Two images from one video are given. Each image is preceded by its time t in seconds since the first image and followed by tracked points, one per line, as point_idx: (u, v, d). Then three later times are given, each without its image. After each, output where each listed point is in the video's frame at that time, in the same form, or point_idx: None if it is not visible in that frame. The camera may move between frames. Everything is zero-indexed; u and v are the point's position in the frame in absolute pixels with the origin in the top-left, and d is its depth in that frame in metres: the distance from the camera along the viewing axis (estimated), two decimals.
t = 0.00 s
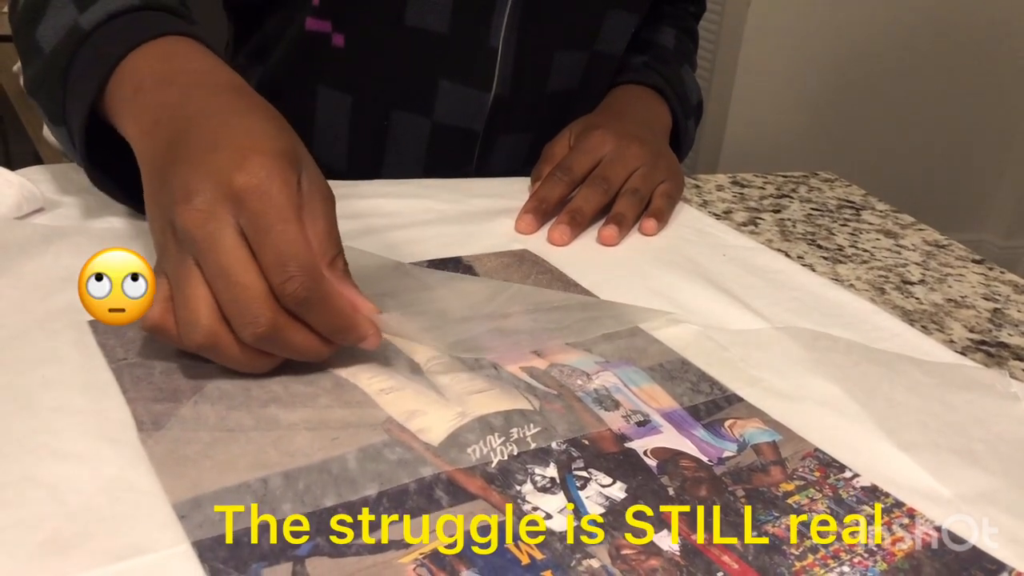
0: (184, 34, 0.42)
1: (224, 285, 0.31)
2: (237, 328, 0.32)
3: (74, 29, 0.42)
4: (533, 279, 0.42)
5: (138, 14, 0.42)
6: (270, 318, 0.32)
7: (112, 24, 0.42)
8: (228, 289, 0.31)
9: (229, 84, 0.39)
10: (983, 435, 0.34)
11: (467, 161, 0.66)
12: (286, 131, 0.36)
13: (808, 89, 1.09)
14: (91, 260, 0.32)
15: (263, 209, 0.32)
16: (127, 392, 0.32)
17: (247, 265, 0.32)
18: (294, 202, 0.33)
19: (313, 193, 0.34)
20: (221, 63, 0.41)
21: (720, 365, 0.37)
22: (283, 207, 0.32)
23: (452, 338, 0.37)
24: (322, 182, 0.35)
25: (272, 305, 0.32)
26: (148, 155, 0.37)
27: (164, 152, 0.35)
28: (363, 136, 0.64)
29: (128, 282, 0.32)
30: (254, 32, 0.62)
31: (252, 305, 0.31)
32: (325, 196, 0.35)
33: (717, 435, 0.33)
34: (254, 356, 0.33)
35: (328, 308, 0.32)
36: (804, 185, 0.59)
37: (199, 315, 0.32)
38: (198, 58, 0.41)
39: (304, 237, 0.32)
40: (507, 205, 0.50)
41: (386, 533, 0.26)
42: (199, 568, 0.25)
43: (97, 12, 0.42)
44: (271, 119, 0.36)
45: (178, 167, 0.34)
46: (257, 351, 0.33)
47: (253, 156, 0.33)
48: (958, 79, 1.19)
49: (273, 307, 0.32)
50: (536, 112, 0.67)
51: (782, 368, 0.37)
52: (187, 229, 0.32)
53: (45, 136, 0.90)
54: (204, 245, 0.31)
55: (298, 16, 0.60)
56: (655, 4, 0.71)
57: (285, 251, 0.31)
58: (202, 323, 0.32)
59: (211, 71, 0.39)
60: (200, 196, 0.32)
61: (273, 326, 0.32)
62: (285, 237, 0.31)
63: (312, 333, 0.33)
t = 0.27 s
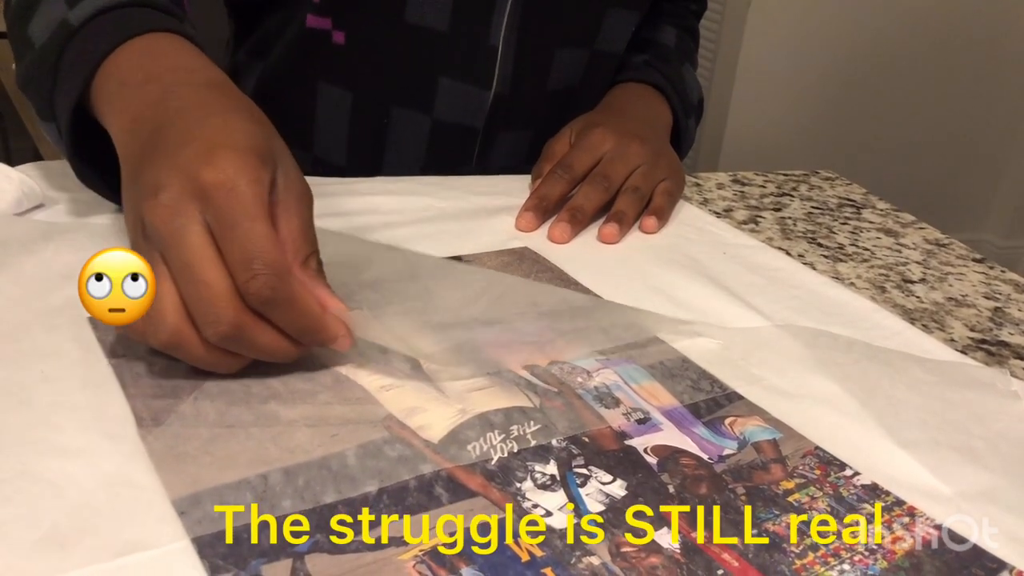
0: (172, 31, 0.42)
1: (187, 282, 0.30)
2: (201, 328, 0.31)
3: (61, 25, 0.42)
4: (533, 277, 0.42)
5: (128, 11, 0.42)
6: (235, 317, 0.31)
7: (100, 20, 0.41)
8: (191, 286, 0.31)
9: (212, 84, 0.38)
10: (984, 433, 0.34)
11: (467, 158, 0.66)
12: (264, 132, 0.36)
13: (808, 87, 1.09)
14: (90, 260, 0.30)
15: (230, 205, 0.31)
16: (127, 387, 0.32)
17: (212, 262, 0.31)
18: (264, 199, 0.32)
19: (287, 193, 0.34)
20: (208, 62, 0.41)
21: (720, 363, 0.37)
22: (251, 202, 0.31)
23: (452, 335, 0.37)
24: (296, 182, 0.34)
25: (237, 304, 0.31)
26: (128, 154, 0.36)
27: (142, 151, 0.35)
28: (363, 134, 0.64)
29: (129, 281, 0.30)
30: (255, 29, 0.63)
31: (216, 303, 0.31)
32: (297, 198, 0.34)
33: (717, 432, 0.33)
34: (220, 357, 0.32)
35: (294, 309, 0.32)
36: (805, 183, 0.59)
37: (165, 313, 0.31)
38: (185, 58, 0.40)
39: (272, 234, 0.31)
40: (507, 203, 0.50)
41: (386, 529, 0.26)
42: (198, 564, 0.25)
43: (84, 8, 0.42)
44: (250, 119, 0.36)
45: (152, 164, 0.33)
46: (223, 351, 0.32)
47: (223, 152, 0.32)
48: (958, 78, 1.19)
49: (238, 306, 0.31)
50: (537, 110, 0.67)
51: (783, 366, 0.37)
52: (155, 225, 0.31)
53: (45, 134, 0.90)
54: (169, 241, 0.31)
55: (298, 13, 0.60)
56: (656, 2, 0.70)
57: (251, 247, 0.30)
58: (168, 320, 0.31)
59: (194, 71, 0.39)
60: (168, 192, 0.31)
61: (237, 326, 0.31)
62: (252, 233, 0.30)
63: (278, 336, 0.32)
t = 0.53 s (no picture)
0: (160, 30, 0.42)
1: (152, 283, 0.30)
2: (166, 331, 0.30)
3: (49, 25, 0.42)
4: (533, 275, 0.42)
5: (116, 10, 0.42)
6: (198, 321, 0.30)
7: (86, 19, 0.41)
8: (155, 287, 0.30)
9: (193, 81, 0.38)
10: (984, 432, 0.34)
11: (467, 156, 0.66)
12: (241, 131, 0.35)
13: (807, 87, 1.09)
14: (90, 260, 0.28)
15: (195, 206, 0.30)
16: (126, 383, 0.32)
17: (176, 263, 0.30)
18: (232, 201, 0.31)
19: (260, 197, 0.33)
20: (191, 61, 0.41)
21: (720, 361, 0.37)
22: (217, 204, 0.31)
23: (452, 332, 0.37)
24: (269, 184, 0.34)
25: (202, 307, 0.30)
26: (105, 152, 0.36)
27: (115, 150, 0.35)
28: (363, 132, 0.64)
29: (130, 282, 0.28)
30: (254, 28, 0.63)
31: (180, 306, 0.30)
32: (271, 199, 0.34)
33: (717, 430, 0.33)
34: (186, 361, 0.31)
35: (260, 313, 0.31)
36: (805, 182, 0.58)
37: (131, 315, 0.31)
38: (167, 56, 0.40)
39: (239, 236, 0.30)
40: (507, 200, 0.50)
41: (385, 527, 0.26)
42: (197, 561, 0.25)
43: (72, 7, 0.41)
44: (225, 118, 0.35)
45: (123, 163, 0.33)
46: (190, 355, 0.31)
47: (192, 152, 0.32)
48: (959, 78, 1.19)
49: (203, 309, 0.30)
50: (537, 108, 0.67)
51: (783, 365, 0.37)
52: (122, 226, 0.31)
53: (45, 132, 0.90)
54: (135, 242, 0.30)
55: (298, 10, 0.60)
56: None
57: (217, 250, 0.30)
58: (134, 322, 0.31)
59: (175, 69, 0.39)
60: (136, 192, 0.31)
61: (201, 329, 0.30)
62: (215, 234, 0.30)
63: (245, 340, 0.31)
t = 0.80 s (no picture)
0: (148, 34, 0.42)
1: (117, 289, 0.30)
2: (132, 338, 0.30)
3: (39, 28, 0.42)
4: (532, 274, 0.42)
5: (107, 14, 0.42)
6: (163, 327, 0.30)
7: (75, 22, 0.41)
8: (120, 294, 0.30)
9: (174, 86, 0.38)
10: (982, 432, 0.34)
11: (468, 156, 0.66)
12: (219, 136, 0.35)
13: (808, 87, 1.09)
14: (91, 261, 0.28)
15: (161, 210, 0.30)
16: (125, 382, 0.32)
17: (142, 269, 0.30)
18: (199, 205, 0.31)
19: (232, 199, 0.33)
20: (174, 64, 0.40)
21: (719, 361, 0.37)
22: (183, 207, 0.30)
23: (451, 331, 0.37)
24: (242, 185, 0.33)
25: (168, 314, 0.30)
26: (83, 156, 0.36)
27: (90, 154, 0.34)
28: (364, 131, 0.64)
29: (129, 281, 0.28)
30: (254, 28, 0.62)
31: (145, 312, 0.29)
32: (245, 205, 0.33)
33: (716, 430, 0.33)
34: (154, 369, 0.31)
35: (227, 320, 0.30)
36: (804, 182, 0.59)
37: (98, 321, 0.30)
38: (149, 59, 0.40)
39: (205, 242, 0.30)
40: (507, 200, 0.50)
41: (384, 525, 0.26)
42: (196, 559, 0.25)
43: (63, 10, 0.42)
44: (201, 122, 0.35)
45: (93, 167, 0.33)
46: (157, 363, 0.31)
47: (160, 155, 0.31)
48: (959, 78, 1.19)
49: (170, 316, 0.30)
50: (537, 108, 0.67)
51: (782, 364, 0.37)
52: (88, 231, 0.30)
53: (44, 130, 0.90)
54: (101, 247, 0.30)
55: (299, 10, 0.60)
56: None
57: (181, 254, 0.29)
58: (101, 329, 0.30)
59: (157, 74, 0.39)
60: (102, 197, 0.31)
61: (167, 337, 0.30)
62: (181, 240, 0.29)
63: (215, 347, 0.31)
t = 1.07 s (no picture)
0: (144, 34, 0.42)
1: (91, 290, 0.29)
2: (104, 340, 0.30)
3: (35, 27, 0.42)
4: (536, 272, 0.42)
5: (103, 12, 0.42)
6: (135, 330, 0.29)
7: (69, 21, 0.41)
8: (94, 295, 0.29)
9: (162, 88, 0.38)
10: (986, 429, 0.34)
11: (473, 155, 0.66)
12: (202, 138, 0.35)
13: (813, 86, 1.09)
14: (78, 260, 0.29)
15: (135, 210, 0.30)
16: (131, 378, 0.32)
17: (115, 271, 0.29)
18: (174, 207, 0.31)
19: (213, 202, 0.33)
20: (165, 65, 0.40)
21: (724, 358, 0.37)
22: (157, 209, 0.30)
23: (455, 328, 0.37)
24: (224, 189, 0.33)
25: (141, 316, 0.30)
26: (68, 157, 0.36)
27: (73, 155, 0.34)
28: (368, 128, 0.64)
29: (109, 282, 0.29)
30: (261, 24, 0.63)
31: (117, 314, 0.29)
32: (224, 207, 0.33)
33: (720, 427, 0.33)
34: (126, 373, 0.31)
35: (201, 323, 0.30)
36: (808, 180, 0.58)
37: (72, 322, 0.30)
38: (140, 60, 0.40)
39: (179, 244, 0.30)
40: (511, 197, 0.50)
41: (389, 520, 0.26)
42: (201, 553, 0.25)
43: (58, 8, 0.42)
44: (185, 124, 0.35)
45: (73, 168, 0.33)
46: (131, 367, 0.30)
47: (138, 157, 0.31)
48: (963, 78, 1.19)
49: (142, 318, 0.30)
50: (541, 106, 0.67)
51: (786, 362, 0.37)
52: (63, 230, 0.30)
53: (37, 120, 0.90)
54: (76, 248, 0.30)
55: (305, 8, 0.60)
56: None
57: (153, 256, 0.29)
58: (75, 330, 0.30)
59: (146, 75, 0.39)
60: (77, 197, 0.31)
61: (138, 339, 0.29)
62: (154, 241, 0.29)
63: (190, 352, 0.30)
